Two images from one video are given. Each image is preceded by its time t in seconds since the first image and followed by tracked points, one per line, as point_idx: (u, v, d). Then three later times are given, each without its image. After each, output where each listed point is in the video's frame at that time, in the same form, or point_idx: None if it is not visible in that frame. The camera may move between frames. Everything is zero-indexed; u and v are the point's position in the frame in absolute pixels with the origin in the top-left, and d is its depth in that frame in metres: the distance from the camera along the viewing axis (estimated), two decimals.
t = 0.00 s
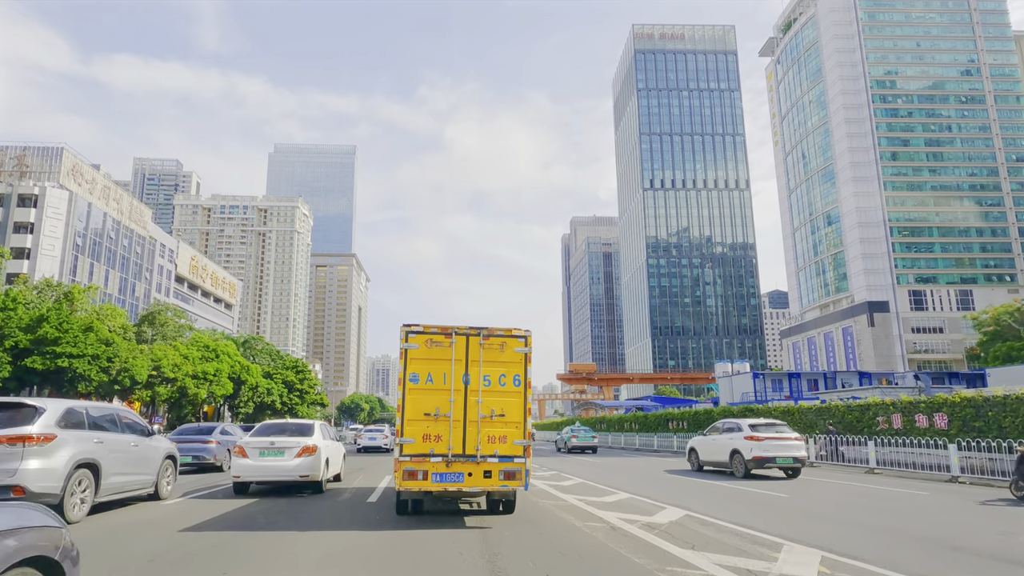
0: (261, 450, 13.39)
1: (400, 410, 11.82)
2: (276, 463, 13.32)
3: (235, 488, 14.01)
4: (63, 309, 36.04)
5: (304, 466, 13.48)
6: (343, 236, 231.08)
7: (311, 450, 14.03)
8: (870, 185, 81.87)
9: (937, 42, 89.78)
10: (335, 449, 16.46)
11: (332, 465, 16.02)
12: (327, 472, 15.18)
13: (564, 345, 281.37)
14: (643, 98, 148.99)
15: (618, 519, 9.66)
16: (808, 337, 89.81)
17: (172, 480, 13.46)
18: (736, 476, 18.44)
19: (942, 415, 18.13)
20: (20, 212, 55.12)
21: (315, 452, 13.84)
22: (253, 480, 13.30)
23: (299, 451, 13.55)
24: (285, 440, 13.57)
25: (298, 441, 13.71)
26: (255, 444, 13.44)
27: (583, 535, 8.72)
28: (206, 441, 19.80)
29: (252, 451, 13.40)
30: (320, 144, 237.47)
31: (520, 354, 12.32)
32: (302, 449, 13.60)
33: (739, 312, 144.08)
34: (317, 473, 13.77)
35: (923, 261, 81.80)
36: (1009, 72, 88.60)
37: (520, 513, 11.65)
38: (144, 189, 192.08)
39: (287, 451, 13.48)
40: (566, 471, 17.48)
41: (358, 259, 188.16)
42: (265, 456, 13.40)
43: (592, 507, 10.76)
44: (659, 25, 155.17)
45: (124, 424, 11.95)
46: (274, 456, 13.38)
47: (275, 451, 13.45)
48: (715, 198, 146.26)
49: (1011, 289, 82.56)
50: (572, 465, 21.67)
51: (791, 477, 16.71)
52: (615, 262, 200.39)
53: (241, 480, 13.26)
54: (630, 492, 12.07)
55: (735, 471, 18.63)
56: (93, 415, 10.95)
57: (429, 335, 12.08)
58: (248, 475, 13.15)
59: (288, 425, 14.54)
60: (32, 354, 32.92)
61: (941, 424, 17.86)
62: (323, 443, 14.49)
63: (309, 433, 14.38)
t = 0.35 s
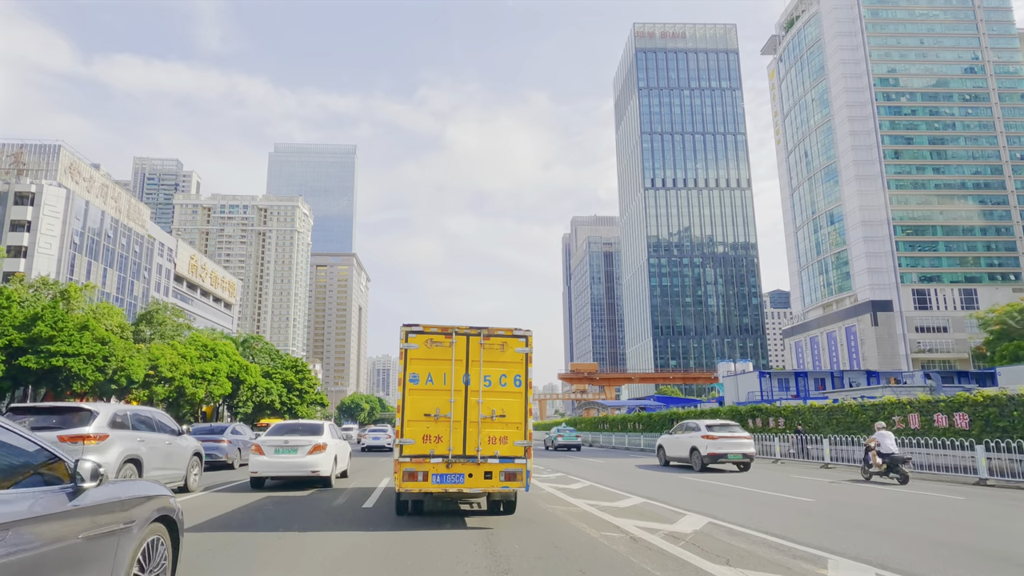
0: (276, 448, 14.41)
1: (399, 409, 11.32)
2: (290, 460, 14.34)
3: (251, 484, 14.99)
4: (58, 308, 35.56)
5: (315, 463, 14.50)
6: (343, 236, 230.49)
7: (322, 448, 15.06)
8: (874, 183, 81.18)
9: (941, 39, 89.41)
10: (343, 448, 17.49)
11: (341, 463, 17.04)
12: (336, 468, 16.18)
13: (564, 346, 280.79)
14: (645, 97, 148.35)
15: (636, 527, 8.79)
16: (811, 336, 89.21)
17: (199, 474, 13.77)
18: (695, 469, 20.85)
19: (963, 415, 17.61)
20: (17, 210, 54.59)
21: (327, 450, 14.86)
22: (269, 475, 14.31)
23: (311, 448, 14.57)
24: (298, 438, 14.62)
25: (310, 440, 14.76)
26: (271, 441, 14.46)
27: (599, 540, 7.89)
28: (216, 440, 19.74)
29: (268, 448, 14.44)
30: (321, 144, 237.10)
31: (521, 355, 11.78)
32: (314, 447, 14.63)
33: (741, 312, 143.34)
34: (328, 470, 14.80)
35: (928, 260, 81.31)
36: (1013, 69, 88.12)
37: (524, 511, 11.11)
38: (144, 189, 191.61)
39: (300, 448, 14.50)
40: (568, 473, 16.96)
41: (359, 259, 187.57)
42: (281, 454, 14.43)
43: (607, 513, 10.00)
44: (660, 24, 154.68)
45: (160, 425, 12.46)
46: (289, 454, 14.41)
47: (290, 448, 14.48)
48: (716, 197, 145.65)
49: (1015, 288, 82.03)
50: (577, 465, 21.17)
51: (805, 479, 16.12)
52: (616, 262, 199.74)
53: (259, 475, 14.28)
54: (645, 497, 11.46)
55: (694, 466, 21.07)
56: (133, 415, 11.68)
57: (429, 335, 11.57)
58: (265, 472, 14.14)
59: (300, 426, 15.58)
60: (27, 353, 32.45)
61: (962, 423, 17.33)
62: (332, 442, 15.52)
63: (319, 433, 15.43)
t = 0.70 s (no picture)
0: (291, 445, 16.39)
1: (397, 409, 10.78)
2: (303, 456, 16.23)
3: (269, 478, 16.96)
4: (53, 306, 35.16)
5: (324, 459, 16.42)
6: (343, 236, 229.87)
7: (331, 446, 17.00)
8: (876, 181, 80.82)
9: (945, 36, 89.03)
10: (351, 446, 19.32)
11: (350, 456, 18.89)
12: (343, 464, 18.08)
13: (566, 346, 280.01)
14: (646, 95, 147.79)
15: (656, 536, 8.06)
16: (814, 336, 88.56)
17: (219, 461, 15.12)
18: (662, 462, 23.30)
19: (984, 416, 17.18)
20: (14, 208, 54.15)
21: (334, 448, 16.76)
22: (283, 470, 16.22)
23: (320, 446, 16.52)
24: (309, 438, 16.57)
25: (320, 439, 16.69)
26: (284, 439, 16.36)
27: (613, 554, 7.18)
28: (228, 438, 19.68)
29: (282, 446, 16.47)
30: (321, 143, 236.53)
31: (522, 356, 11.24)
32: (323, 446, 16.54)
33: (743, 311, 142.70)
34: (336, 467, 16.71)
35: (932, 259, 80.71)
36: (1018, 67, 87.54)
37: (526, 512, 10.65)
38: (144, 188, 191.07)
39: (311, 446, 16.45)
40: (575, 474, 16.40)
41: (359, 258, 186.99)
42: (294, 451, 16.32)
43: (621, 520, 9.34)
44: (661, 23, 154.10)
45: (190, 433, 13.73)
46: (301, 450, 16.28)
47: (302, 445, 16.41)
48: (718, 195, 145.01)
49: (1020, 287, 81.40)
50: (583, 466, 20.79)
51: (821, 482, 15.63)
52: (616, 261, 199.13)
53: (274, 471, 16.19)
54: (660, 502, 10.96)
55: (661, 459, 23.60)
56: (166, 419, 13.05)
57: (430, 336, 11.03)
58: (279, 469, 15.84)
59: (310, 427, 17.50)
60: (21, 353, 32.08)
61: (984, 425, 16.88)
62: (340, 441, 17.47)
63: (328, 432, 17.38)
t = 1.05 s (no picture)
0: (303, 443, 17.33)
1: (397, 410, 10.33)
2: (313, 453, 17.14)
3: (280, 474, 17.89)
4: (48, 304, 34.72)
5: (332, 457, 17.31)
6: (343, 236, 229.36)
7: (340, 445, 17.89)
8: (880, 179, 80.33)
9: (948, 34, 88.62)
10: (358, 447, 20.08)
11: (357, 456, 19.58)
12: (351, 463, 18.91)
13: (567, 346, 279.45)
14: (646, 95, 147.35)
15: (682, 549, 7.52)
16: (816, 335, 87.90)
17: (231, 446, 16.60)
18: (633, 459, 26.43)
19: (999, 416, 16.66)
20: (10, 206, 53.67)
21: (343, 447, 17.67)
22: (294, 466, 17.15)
23: (330, 445, 17.43)
24: (320, 437, 17.48)
25: (330, 438, 17.55)
26: (297, 438, 17.31)
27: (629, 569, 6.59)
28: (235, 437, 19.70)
29: (296, 444, 17.42)
30: (322, 143, 236.44)
31: (519, 359, 10.70)
32: (332, 444, 17.48)
33: (744, 311, 142.09)
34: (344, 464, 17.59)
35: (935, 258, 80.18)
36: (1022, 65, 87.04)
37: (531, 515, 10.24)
38: (144, 188, 190.66)
39: (321, 445, 17.39)
40: (585, 479, 15.93)
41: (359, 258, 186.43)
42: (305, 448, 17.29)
43: (640, 529, 8.79)
44: (662, 22, 153.48)
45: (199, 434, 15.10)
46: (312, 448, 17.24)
47: (313, 443, 17.36)
48: (720, 195, 144.48)
49: None
50: (589, 467, 20.42)
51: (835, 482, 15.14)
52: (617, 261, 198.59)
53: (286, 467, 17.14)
54: (678, 507, 10.46)
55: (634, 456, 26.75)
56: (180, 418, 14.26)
57: (431, 340, 10.50)
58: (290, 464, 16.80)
59: (321, 427, 18.41)
60: (16, 351, 31.64)
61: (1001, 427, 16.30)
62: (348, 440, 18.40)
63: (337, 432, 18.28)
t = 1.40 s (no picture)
0: (312, 443, 17.28)
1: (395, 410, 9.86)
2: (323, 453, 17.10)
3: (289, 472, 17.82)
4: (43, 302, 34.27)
5: (342, 456, 17.26)
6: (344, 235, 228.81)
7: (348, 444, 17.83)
8: (883, 178, 79.81)
9: (952, 32, 88.18)
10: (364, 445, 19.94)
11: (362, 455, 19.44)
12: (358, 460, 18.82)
13: (568, 346, 278.67)
14: (647, 94, 146.87)
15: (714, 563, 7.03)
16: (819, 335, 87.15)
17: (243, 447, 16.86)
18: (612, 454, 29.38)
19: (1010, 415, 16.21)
20: (7, 204, 53.22)
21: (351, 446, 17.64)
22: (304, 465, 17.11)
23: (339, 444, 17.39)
24: (329, 436, 17.38)
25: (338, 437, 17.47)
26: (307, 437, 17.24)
27: None
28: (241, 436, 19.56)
29: (306, 443, 17.39)
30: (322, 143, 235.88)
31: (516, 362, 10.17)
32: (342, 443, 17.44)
33: (745, 311, 141.45)
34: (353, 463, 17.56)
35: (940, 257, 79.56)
36: None
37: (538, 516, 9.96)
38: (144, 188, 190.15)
39: (331, 444, 17.36)
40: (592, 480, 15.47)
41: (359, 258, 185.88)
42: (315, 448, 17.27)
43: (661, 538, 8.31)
44: (663, 21, 152.80)
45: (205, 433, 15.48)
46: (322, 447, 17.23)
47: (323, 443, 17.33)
48: (721, 194, 143.94)
49: None
50: (593, 468, 20.07)
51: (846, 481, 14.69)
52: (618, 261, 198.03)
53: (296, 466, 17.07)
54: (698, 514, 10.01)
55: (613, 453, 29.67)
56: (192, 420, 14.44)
57: (431, 344, 10.00)
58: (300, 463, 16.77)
59: (329, 426, 18.28)
60: (10, 350, 31.15)
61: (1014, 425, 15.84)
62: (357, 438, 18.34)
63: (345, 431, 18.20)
